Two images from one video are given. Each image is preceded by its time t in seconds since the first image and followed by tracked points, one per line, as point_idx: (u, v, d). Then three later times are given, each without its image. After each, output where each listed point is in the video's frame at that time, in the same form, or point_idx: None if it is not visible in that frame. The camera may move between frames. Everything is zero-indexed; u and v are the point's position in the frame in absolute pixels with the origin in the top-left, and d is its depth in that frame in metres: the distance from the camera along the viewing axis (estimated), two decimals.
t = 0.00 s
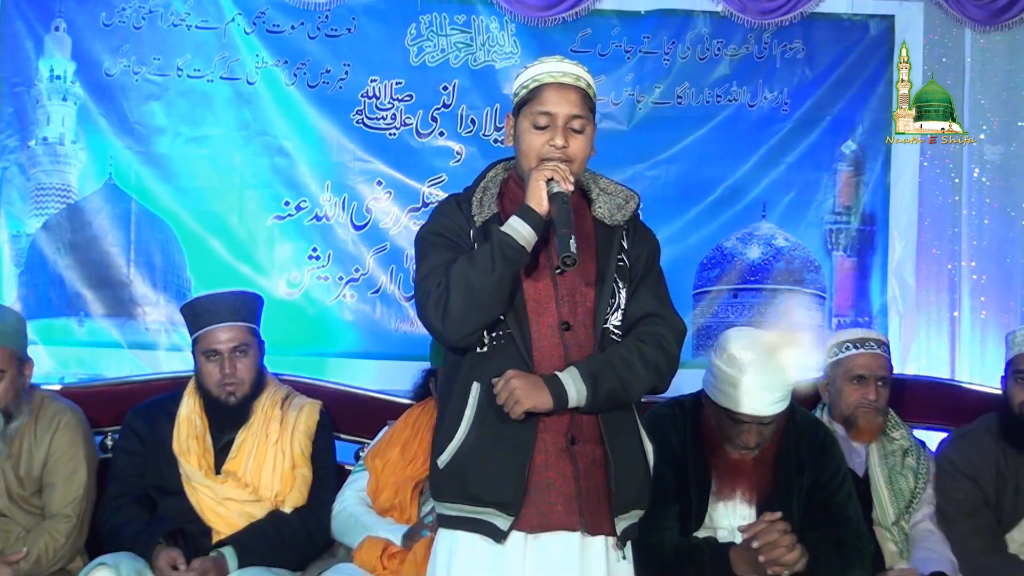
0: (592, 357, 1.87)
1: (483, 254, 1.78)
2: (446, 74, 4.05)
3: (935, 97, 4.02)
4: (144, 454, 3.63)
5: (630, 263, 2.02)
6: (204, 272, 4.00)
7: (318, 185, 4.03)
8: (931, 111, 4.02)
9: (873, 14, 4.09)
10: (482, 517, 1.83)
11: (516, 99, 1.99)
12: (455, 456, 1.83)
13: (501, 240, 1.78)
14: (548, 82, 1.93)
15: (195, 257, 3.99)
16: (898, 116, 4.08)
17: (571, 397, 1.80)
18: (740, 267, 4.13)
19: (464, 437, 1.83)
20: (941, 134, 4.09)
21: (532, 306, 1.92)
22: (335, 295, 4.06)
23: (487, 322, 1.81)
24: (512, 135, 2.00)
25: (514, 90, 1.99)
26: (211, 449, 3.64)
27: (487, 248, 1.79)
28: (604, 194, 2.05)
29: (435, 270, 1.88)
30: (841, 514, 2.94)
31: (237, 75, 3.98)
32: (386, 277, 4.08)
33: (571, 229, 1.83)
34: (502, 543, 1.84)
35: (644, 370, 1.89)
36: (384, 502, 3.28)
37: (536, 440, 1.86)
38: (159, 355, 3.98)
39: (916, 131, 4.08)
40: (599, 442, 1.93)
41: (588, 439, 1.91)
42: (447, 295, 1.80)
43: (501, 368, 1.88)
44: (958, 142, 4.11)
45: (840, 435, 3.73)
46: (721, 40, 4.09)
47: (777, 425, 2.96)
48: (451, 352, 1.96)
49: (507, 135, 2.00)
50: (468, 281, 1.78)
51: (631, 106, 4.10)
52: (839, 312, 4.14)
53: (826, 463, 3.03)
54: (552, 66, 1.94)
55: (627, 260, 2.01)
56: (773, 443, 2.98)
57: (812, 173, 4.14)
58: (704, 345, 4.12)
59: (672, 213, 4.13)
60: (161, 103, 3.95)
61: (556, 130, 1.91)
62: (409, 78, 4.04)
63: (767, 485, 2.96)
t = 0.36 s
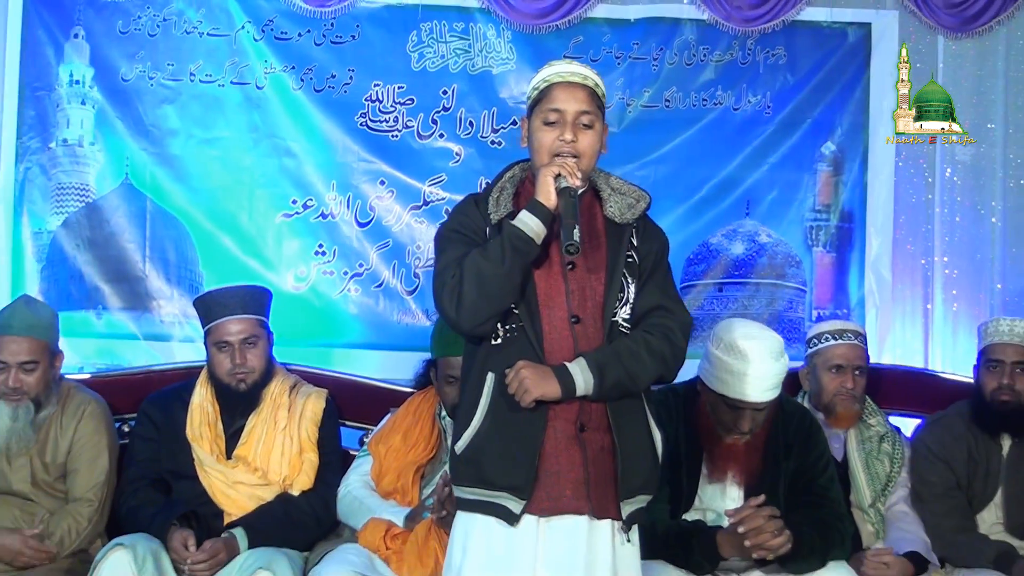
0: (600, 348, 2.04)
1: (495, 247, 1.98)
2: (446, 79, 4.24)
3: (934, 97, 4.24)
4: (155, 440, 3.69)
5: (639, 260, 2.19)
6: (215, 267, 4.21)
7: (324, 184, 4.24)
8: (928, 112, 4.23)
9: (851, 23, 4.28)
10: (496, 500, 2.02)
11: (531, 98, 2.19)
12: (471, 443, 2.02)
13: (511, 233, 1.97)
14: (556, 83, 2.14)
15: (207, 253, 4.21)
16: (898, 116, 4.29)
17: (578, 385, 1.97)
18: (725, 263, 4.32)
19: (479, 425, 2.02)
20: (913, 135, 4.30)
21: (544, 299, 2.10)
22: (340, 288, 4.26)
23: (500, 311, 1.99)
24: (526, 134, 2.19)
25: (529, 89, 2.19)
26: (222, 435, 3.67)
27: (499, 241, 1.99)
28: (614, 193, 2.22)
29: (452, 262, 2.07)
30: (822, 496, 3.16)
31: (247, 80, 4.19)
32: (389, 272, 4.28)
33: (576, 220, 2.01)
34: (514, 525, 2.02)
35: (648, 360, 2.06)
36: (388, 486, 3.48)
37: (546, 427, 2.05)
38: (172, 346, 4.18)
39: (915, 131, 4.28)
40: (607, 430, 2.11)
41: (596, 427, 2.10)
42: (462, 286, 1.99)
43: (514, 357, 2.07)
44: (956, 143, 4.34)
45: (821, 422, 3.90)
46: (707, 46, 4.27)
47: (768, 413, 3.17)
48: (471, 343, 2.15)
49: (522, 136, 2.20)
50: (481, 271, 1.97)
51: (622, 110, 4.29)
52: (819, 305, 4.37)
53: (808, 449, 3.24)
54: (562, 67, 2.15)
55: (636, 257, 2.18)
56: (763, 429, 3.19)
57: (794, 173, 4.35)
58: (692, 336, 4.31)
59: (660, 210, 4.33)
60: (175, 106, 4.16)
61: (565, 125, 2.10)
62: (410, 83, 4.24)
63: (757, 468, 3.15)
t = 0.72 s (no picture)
0: (599, 341, 2.06)
1: (496, 243, 2.03)
2: (443, 83, 4.44)
3: (934, 97, 4.45)
4: (167, 425, 3.89)
5: (643, 254, 2.20)
6: (223, 262, 4.43)
7: (327, 183, 4.44)
8: (930, 111, 4.45)
9: (830, 29, 4.46)
10: (501, 484, 2.06)
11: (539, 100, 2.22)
12: (478, 430, 2.07)
13: (511, 231, 2.01)
14: (560, 85, 2.16)
15: (215, 248, 4.42)
16: (898, 116, 4.47)
17: (577, 376, 2.00)
18: (710, 258, 4.49)
19: (485, 412, 2.07)
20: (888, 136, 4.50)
21: (548, 293, 2.14)
22: (342, 282, 4.47)
23: (502, 304, 2.04)
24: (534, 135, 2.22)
25: (537, 92, 2.23)
26: (230, 422, 3.87)
27: (500, 237, 2.03)
28: (620, 190, 2.23)
29: (458, 258, 2.15)
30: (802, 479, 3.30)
31: (254, 84, 4.39)
32: (389, 266, 4.49)
33: (572, 219, 2.03)
34: (518, 507, 2.06)
35: (648, 352, 2.07)
36: (388, 470, 3.68)
37: (548, 416, 2.08)
38: (182, 337, 4.40)
39: (915, 131, 4.49)
40: (609, 419, 2.13)
41: (598, 416, 2.12)
42: (464, 281, 2.06)
43: (518, 350, 2.11)
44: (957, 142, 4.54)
45: (802, 410, 3.99)
46: (693, 52, 4.44)
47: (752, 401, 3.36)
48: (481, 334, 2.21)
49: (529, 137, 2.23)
50: (481, 266, 2.02)
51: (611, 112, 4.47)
52: (800, 298, 4.54)
53: (791, 435, 3.38)
54: (565, 69, 2.17)
55: (639, 252, 2.18)
56: (747, 415, 3.38)
57: (775, 173, 4.51)
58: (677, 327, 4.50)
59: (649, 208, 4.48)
60: (184, 109, 4.36)
61: (568, 126, 2.13)
62: (409, 87, 4.43)
63: (740, 452, 3.35)
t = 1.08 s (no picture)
0: (598, 333, 2.20)
1: (499, 239, 2.18)
2: (439, 88, 4.64)
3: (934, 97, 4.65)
4: (174, 413, 4.10)
5: (641, 253, 2.34)
6: (229, 258, 4.64)
7: (328, 183, 4.65)
8: (930, 111, 4.65)
9: (808, 36, 4.66)
10: (504, 470, 2.18)
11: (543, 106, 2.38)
12: (481, 417, 2.20)
13: (513, 228, 2.16)
14: (562, 92, 2.32)
15: (222, 245, 4.63)
16: (898, 116, 4.68)
17: (576, 366, 2.14)
18: (694, 254, 4.69)
19: (488, 401, 2.21)
20: (863, 138, 4.71)
21: (550, 287, 2.27)
22: (343, 277, 4.68)
23: (504, 297, 2.19)
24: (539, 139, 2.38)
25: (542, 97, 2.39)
26: (235, 410, 4.06)
27: (503, 234, 2.18)
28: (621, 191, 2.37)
29: (463, 254, 2.30)
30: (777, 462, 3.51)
31: (258, 88, 4.60)
32: (387, 262, 4.69)
33: (570, 218, 2.17)
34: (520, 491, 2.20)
35: (644, 345, 2.20)
36: (387, 455, 3.89)
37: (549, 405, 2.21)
38: (190, 329, 4.61)
39: (915, 131, 4.71)
40: (607, 408, 2.25)
41: (597, 405, 2.25)
42: (468, 275, 2.21)
43: (520, 341, 2.25)
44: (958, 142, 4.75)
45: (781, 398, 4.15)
46: (677, 58, 4.65)
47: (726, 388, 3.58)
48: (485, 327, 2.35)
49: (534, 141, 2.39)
50: (484, 261, 2.18)
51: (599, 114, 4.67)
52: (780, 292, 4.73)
53: (768, 421, 3.59)
54: (567, 77, 2.33)
55: (637, 251, 2.32)
56: (723, 403, 3.59)
57: (757, 172, 4.70)
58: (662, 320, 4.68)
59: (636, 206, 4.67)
60: (192, 112, 4.57)
61: (569, 130, 2.30)
62: (407, 91, 4.64)
63: (718, 438, 3.57)
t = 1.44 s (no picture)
0: (593, 327, 2.39)
1: (501, 238, 2.36)
2: (436, 91, 4.86)
3: (934, 98, 4.85)
4: (183, 401, 4.31)
5: (634, 251, 2.55)
6: (235, 253, 4.86)
7: (329, 181, 4.87)
8: (929, 111, 4.85)
9: (788, 41, 4.89)
10: (501, 455, 2.39)
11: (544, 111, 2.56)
12: (481, 404, 2.40)
13: (515, 227, 2.34)
14: (563, 99, 2.49)
15: (228, 240, 4.85)
16: (898, 116, 4.91)
17: (571, 358, 2.33)
18: (680, 249, 4.91)
19: (487, 389, 2.41)
20: (842, 139, 4.92)
21: (547, 283, 2.47)
22: (344, 271, 4.89)
23: (504, 292, 2.38)
24: (540, 142, 2.56)
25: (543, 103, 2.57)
26: (241, 398, 4.31)
27: (505, 233, 2.36)
28: (617, 193, 2.57)
29: (466, 250, 2.49)
30: (757, 447, 3.72)
31: (263, 91, 4.81)
32: (387, 257, 4.90)
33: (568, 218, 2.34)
34: (514, 475, 2.39)
35: (636, 338, 2.40)
36: (387, 440, 4.13)
37: (544, 394, 2.41)
38: (198, 321, 4.82)
39: (915, 131, 4.91)
40: (600, 397, 2.46)
41: (590, 395, 2.45)
42: (470, 271, 2.40)
43: (519, 333, 2.45)
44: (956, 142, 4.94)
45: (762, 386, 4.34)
46: (663, 62, 4.86)
47: (703, 375, 3.78)
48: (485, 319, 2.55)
49: (536, 143, 2.57)
50: (487, 259, 2.36)
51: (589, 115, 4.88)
52: (762, 285, 4.92)
53: (747, 406, 3.81)
54: (568, 85, 2.50)
55: (631, 249, 2.54)
56: (701, 391, 3.79)
57: (740, 171, 4.91)
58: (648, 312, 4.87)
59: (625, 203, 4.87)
60: (200, 114, 4.79)
61: (570, 136, 2.47)
62: (405, 93, 4.85)
63: (696, 424, 3.79)
